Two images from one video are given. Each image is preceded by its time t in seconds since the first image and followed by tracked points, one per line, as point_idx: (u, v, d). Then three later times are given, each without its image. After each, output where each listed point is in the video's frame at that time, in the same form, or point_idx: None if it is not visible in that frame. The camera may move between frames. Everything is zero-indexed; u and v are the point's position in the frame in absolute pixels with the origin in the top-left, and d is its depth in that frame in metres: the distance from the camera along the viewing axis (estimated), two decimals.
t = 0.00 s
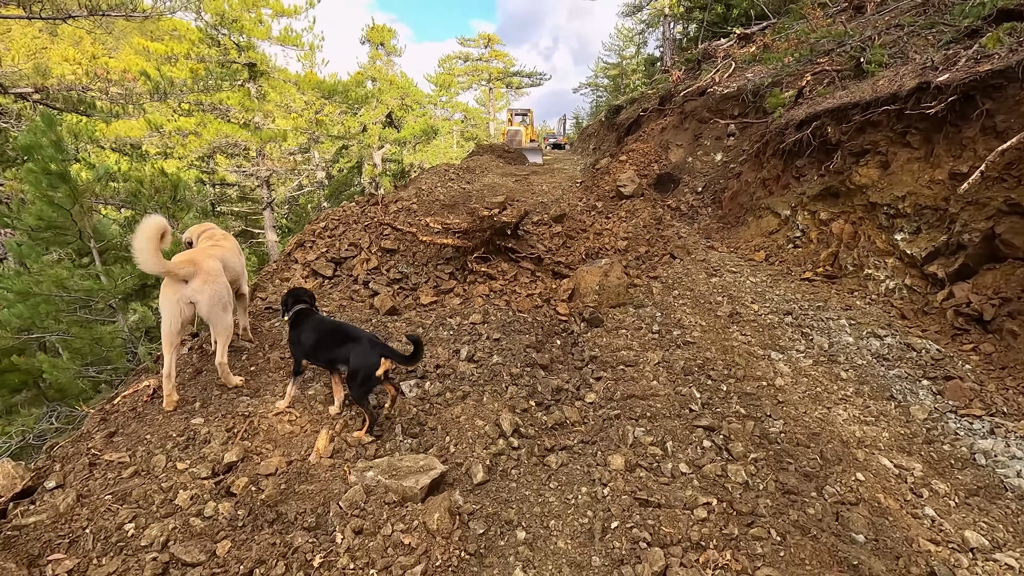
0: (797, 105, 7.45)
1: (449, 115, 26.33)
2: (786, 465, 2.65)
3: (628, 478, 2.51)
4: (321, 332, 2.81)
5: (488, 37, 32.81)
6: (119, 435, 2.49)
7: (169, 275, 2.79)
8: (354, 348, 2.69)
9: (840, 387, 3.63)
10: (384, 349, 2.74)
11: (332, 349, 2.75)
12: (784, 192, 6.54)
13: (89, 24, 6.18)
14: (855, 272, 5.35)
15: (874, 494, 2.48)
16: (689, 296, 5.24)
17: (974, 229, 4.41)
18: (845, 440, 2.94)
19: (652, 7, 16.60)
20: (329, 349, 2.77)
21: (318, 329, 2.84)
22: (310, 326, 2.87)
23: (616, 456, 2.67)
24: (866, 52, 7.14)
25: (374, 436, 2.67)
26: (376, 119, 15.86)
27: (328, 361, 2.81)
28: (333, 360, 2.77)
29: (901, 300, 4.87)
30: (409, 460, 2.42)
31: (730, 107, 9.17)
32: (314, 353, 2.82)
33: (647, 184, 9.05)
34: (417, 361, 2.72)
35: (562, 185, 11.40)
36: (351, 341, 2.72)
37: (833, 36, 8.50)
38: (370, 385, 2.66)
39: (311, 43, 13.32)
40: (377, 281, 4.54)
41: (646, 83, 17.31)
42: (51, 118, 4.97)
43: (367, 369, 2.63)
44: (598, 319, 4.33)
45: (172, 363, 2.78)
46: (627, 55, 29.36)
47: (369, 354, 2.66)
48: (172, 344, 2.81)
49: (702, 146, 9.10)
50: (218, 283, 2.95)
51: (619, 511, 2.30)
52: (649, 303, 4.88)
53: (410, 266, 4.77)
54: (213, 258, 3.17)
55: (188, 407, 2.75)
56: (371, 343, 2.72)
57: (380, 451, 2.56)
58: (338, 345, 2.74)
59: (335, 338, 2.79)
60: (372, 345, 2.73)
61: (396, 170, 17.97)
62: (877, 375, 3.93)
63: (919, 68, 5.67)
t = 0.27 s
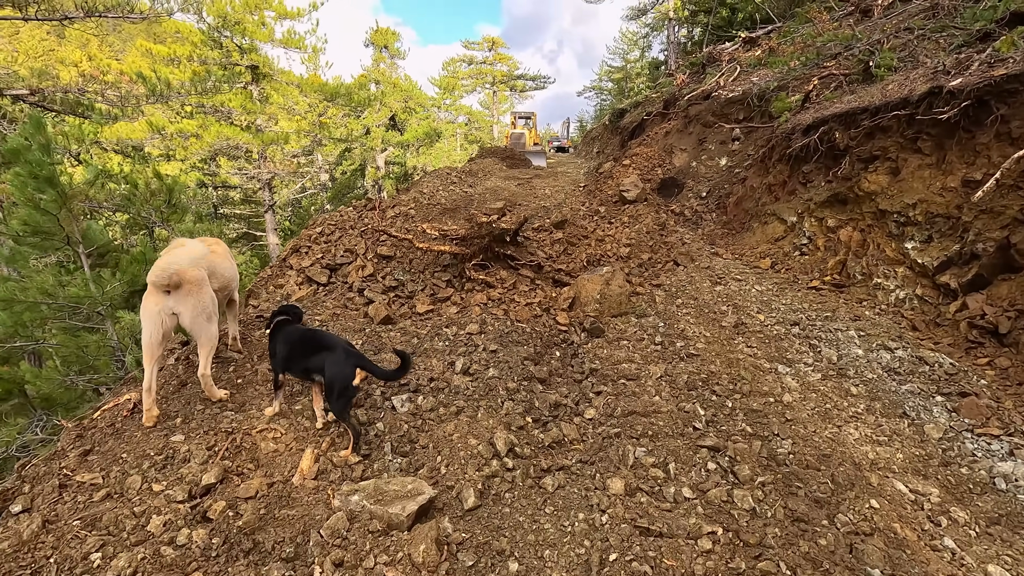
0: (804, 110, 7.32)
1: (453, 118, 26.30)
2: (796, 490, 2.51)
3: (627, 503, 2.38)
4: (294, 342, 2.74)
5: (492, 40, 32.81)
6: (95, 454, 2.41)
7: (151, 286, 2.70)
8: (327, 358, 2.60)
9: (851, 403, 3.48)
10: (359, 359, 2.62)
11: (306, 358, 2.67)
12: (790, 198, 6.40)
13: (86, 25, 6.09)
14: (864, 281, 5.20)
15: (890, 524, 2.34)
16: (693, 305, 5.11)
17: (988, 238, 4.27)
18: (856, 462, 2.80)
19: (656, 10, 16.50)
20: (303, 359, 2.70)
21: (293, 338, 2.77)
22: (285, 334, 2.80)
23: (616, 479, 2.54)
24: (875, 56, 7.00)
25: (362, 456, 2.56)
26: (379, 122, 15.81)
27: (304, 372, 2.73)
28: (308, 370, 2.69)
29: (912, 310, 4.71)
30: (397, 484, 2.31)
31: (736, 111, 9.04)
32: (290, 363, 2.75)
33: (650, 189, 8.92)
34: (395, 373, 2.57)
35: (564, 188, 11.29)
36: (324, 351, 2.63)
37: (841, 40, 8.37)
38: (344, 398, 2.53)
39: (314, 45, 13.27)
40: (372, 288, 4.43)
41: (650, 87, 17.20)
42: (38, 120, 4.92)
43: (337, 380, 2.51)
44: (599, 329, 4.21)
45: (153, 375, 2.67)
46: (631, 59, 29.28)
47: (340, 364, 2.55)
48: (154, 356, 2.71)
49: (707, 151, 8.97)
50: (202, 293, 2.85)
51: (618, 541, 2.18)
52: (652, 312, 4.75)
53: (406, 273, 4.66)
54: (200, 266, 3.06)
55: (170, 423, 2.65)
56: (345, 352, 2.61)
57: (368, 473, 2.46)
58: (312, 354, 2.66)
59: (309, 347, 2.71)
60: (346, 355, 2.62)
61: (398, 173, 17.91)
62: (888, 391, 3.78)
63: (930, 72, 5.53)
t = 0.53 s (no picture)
0: (812, 112, 7.19)
1: (456, 121, 26.27)
2: (814, 512, 2.37)
3: (635, 526, 2.25)
4: (277, 343, 2.71)
5: (496, 43, 32.83)
6: (72, 470, 2.29)
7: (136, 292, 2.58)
8: (304, 362, 2.56)
9: (868, 417, 3.33)
10: (336, 368, 2.56)
11: (284, 361, 2.63)
12: (799, 203, 6.26)
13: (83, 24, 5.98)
14: (876, 287, 5.04)
15: (916, 551, 2.20)
16: (700, 312, 4.97)
17: (1006, 244, 4.12)
18: (876, 481, 2.65)
19: (661, 13, 16.42)
20: (282, 362, 2.66)
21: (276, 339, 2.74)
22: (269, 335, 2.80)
23: (624, 500, 2.40)
24: (885, 58, 6.87)
25: (356, 474, 2.44)
26: (382, 124, 15.72)
27: (282, 374, 2.70)
28: (285, 373, 2.65)
29: (927, 318, 4.55)
30: (391, 504, 2.19)
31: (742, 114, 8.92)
32: (270, 364, 2.72)
33: (655, 192, 8.80)
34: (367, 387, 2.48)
35: (568, 192, 11.18)
36: (303, 355, 2.59)
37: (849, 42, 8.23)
38: (317, 407, 2.46)
39: (317, 47, 13.22)
40: (371, 293, 4.32)
41: (654, 90, 17.13)
42: (27, 121, 4.83)
43: (314, 386, 2.45)
44: (604, 337, 4.07)
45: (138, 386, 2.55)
46: (635, 62, 29.22)
47: (319, 371, 2.50)
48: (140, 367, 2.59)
49: (712, 154, 8.84)
50: (192, 299, 2.72)
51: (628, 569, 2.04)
52: (658, 319, 4.62)
53: (405, 278, 4.54)
54: (191, 272, 2.93)
55: (152, 437, 2.53)
56: (322, 359, 2.56)
57: (360, 492, 2.34)
58: (291, 357, 2.63)
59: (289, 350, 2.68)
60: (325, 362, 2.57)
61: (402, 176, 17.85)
62: (905, 403, 3.62)
63: (943, 74, 5.39)
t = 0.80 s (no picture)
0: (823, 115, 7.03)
1: (458, 124, 26.19)
2: (846, 542, 2.20)
3: (654, 559, 2.08)
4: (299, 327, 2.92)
5: (499, 46, 32.81)
6: (46, 493, 2.14)
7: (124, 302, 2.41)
8: (288, 353, 2.68)
9: (894, 434, 3.14)
10: (304, 376, 2.56)
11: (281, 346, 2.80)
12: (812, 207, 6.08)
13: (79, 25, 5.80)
14: (892, 295, 4.83)
15: None
16: (712, 320, 4.80)
17: None
18: (910, 507, 2.47)
19: (665, 16, 16.33)
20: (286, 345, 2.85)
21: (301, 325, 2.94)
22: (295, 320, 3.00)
23: (642, 530, 2.22)
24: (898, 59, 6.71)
25: (353, 497, 2.27)
26: (385, 126, 15.62)
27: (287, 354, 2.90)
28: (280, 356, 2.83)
29: (948, 327, 4.34)
30: (390, 534, 2.04)
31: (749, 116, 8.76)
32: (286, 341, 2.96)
33: (661, 196, 8.64)
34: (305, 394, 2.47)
35: (572, 195, 11.03)
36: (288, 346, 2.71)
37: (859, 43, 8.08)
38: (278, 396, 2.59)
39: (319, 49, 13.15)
40: (371, 300, 4.17)
41: (657, 93, 17.01)
42: (13, 123, 4.73)
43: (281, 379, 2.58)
44: (612, 347, 3.90)
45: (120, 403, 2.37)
46: (638, 65, 29.15)
47: (290, 368, 2.58)
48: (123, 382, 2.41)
49: (719, 157, 8.68)
50: (183, 310, 2.55)
51: None
52: (669, 328, 4.45)
53: (406, 284, 4.39)
54: (182, 281, 2.76)
55: (135, 457, 2.36)
56: (299, 358, 2.61)
57: (357, 517, 2.18)
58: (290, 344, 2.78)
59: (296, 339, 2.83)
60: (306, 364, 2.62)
61: (404, 179, 17.75)
62: (931, 419, 3.42)
63: (962, 75, 5.22)
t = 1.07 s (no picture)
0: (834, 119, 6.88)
1: (461, 127, 26.11)
2: None
3: None
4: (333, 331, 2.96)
5: (502, 50, 32.79)
6: (20, 525, 1.99)
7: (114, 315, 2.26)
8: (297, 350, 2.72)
9: (924, 457, 2.97)
10: (291, 371, 2.54)
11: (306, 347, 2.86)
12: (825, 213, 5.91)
13: (77, 26, 5.63)
14: (911, 304, 4.58)
15: None
16: (725, 331, 4.62)
17: None
18: (948, 539, 2.31)
19: (669, 20, 16.25)
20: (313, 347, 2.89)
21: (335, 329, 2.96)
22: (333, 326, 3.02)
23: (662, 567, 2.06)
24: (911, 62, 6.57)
25: (352, 527, 2.12)
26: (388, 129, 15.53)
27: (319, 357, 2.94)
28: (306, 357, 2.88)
29: (970, 340, 4.10)
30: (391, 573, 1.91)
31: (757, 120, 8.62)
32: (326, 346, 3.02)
33: (667, 200, 8.48)
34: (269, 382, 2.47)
35: (575, 199, 10.89)
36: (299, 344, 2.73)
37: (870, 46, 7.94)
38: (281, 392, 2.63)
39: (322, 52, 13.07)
40: (372, 310, 4.02)
41: (660, 97, 16.91)
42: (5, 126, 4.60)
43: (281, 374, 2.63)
44: (622, 359, 3.73)
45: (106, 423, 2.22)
46: (641, 69, 29.10)
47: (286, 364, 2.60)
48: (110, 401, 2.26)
49: (727, 161, 8.53)
50: (175, 325, 2.41)
51: None
52: (680, 339, 4.29)
53: (408, 293, 4.25)
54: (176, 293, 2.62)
55: (118, 484, 2.21)
56: (295, 355, 2.60)
57: (355, 551, 2.02)
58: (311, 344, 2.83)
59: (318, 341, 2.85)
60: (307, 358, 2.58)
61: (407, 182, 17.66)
62: (960, 439, 3.23)
63: (981, 78, 5.07)
